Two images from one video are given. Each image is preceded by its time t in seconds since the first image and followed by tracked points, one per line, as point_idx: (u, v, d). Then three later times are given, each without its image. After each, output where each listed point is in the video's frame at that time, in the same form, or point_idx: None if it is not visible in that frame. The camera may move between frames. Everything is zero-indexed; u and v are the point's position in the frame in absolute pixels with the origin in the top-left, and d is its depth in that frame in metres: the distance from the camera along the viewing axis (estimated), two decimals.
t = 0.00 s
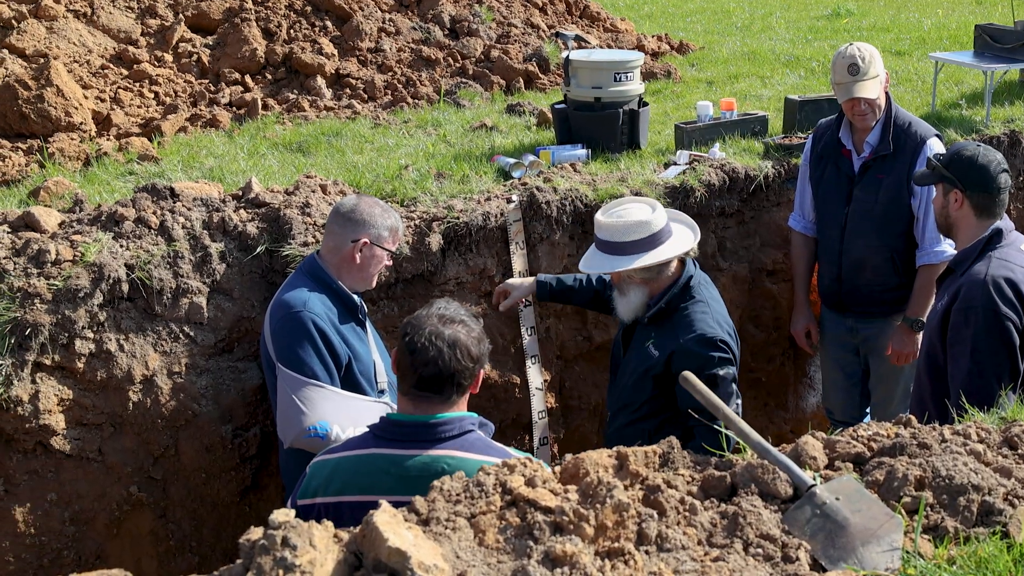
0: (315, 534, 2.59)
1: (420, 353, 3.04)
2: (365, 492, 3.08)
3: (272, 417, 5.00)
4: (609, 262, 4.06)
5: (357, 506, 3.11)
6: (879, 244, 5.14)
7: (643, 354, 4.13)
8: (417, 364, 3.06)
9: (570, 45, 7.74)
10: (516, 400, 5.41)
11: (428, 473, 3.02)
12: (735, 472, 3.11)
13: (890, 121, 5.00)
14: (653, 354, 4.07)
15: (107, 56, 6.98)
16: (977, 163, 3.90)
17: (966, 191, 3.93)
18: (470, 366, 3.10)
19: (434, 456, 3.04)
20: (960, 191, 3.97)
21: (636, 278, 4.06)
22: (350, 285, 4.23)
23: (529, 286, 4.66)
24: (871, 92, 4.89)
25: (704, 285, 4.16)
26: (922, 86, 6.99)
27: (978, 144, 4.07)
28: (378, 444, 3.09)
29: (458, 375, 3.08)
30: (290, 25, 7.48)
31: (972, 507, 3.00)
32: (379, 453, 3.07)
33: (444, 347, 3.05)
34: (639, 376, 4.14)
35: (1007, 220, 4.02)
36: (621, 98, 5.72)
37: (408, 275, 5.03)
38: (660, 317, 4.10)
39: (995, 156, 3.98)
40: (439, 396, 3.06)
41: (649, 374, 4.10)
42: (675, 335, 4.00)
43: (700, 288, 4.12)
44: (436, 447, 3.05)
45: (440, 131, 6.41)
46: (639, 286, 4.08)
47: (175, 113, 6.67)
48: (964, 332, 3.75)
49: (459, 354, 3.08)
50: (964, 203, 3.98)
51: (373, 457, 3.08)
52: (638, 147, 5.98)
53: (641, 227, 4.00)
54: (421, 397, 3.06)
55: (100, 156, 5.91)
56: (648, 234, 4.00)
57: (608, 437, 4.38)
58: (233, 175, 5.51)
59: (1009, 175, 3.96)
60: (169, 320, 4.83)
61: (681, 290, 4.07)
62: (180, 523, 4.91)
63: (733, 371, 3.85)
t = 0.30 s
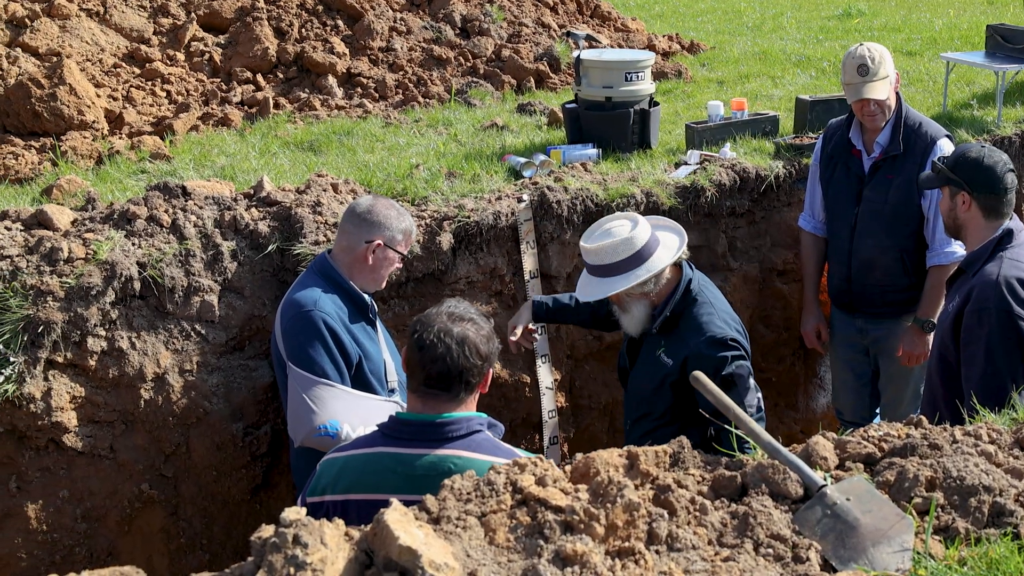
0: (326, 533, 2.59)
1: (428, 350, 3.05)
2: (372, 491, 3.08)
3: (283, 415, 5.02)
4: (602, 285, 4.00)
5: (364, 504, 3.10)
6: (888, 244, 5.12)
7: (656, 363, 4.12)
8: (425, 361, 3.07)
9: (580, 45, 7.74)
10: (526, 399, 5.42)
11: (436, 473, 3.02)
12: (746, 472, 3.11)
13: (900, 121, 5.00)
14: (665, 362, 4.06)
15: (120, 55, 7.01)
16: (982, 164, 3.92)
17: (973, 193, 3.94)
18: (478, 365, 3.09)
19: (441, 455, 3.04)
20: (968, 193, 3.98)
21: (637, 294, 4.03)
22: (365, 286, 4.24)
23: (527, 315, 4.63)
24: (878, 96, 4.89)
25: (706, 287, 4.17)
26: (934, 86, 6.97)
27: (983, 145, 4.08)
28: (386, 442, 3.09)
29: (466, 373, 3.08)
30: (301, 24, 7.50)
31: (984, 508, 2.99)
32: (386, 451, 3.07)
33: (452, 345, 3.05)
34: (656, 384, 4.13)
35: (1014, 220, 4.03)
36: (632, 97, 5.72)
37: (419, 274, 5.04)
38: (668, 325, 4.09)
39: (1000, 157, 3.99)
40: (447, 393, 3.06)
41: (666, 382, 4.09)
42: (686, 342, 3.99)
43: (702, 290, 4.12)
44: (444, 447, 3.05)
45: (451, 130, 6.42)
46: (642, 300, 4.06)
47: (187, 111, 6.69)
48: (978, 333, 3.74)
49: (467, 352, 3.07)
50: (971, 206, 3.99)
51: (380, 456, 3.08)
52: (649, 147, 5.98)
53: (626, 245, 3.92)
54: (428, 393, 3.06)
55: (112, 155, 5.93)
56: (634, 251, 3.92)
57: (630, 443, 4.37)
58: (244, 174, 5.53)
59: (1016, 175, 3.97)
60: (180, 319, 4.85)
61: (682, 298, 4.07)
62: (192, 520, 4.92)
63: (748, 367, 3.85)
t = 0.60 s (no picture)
0: (337, 531, 2.58)
1: (452, 346, 3.08)
2: (395, 488, 3.09)
3: (294, 414, 5.04)
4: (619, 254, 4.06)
5: (387, 501, 3.12)
6: (898, 245, 5.11)
7: (676, 348, 4.11)
8: (448, 358, 3.10)
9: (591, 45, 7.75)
10: (536, 399, 5.43)
11: (458, 470, 3.03)
12: (756, 472, 3.11)
13: (912, 122, 4.99)
14: (686, 345, 4.08)
15: (132, 54, 7.04)
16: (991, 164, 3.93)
17: (983, 192, 3.95)
18: (501, 362, 3.13)
19: (464, 453, 3.05)
20: (977, 193, 3.99)
21: (671, 261, 4.04)
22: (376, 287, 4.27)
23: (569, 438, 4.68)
24: (854, 102, 4.95)
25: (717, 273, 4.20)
26: (945, 86, 6.96)
27: (990, 145, 4.09)
28: (408, 440, 3.11)
29: (489, 370, 3.11)
30: (313, 23, 7.52)
31: (994, 509, 3.00)
32: (409, 448, 3.09)
33: (476, 341, 3.08)
34: (675, 369, 4.13)
35: None
36: (642, 97, 5.73)
37: (429, 274, 5.05)
38: (684, 310, 4.09)
39: (1009, 156, 4.00)
40: (470, 390, 3.09)
41: (686, 367, 4.09)
42: (708, 322, 4.02)
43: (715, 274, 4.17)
44: (466, 444, 3.06)
45: (461, 129, 6.44)
46: (676, 267, 4.04)
47: (199, 110, 6.71)
48: (990, 334, 3.74)
49: (491, 350, 3.11)
50: (982, 206, 4.00)
51: (402, 453, 3.09)
52: (659, 147, 5.99)
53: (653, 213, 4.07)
54: (449, 390, 3.10)
55: (124, 153, 5.95)
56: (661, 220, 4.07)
57: (645, 440, 4.32)
58: (256, 173, 5.54)
59: None
60: (192, 317, 4.86)
61: (700, 280, 4.10)
62: (202, 518, 4.94)
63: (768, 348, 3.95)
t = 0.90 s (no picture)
0: (348, 529, 2.58)
1: (477, 343, 3.09)
2: (418, 483, 3.10)
3: (304, 412, 5.06)
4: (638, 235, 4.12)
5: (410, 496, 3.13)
6: (905, 246, 5.09)
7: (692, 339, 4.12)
8: (472, 353, 3.11)
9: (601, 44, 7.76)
10: (545, 398, 5.45)
11: (483, 465, 3.05)
12: (766, 472, 3.10)
13: (919, 123, 4.97)
14: (701, 335, 4.09)
15: (144, 53, 7.07)
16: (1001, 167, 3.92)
17: (994, 194, 3.95)
18: (524, 363, 3.13)
19: (488, 448, 3.07)
20: (988, 196, 3.99)
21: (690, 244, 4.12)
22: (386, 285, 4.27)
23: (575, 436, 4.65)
24: (854, 106, 4.97)
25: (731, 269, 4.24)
26: (955, 87, 6.95)
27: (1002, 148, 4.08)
28: (432, 435, 3.12)
29: (512, 370, 3.11)
30: (324, 23, 7.54)
31: (1004, 510, 3.01)
32: (433, 443, 3.10)
33: (500, 340, 3.09)
34: (689, 361, 4.14)
35: None
36: (653, 97, 5.73)
37: (440, 273, 5.07)
38: (698, 300, 4.11)
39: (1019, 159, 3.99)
40: (491, 389, 3.10)
41: (700, 358, 4.10)
42: (724, 312, 4.03)
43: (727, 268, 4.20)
44: (491, 440, 3.08)
45: (471, 129, 6.45)
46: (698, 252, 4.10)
47: (210, 109, 6.74)
48: (1005, 337, 3.73)
49: (515, 349, 3.11)
50: (992, 208, 3.99)
51: (427, 448, 3.10)
52: (669, 146, 5.99)
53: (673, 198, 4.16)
54: (472, 386, 3.11)
55: (136, 152, 5.98)
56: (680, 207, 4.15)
57: (654, 437, 4.31)
58: (267, 172, 5.56)
59: None
60: (203, 315, 4.88)
61: (716, 270, 4.14)
62: (212, 516, 4.96)
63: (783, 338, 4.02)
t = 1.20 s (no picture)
0: (359, 527, 2.58)
1: (495, 341, 3.11)
2: (433, 478, 3.11)
3: (314, 411, 5.08)
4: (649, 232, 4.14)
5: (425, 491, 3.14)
6: (913, 246, 5.09)
7: (700, 339, 4.12)
8: (490, 352, 3.13)
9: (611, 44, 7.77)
10: (554, 397, 5.46)
11: (496, 462, 3.06)
12: (776, 471, 3.10)
13: (928, 123, 4.96)
14: (709, 335, 4.09)
15: (155, 52, 7.10)
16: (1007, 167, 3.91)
17: (1000, 194, 3.95)
18: (541, 362, 3.14)
19: (502, 445, 3.08)
20: (994, 195, 3.99)
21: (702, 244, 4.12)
22: (396, 281, 4.29)
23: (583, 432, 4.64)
24: (864, 106, 4.95)
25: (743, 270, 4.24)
26: (965, 87, 6.94)
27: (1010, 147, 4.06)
28: (448, 431, 3.13)
29: (529, 369, 3.12)
30: (334, 22, 7.56)
31: (1014, 511, 3.01)
32: (448, 440, 3.11)
33: (518, 339, 3.10)
34: (697, 360, 4.14)
35: None
36: (662, 97, 5.73)
37: (450, 272, 5.08)
38: (707, 301, 4.12)
39: None
40: (507, 386, 3.11)
41: (708, 358, 4.10)
42: (732, 311, 4.04)
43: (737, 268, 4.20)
44: (505, 437, 3.09)
45: (481, 128, 6.47)
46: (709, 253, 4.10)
47: (221, 109, 6.76)
48: (1009, 335, 3.72)
49: (532, 348, 3.13)
50: (998, 208, 4.00)
51: (442, 444, 3.11)
52: (679, 146, 5.99)
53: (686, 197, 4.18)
54: (488, 383, 3.13)
55: (147, 151, 6.00)
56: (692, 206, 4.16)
57: (661, 437, 4.31)
58: (277, 171, 5.58)
59: None
60: (213, 314, 4.90)
61: (725, 270, 4.14)
62: (223, 514, 4.98)
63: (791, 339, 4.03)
